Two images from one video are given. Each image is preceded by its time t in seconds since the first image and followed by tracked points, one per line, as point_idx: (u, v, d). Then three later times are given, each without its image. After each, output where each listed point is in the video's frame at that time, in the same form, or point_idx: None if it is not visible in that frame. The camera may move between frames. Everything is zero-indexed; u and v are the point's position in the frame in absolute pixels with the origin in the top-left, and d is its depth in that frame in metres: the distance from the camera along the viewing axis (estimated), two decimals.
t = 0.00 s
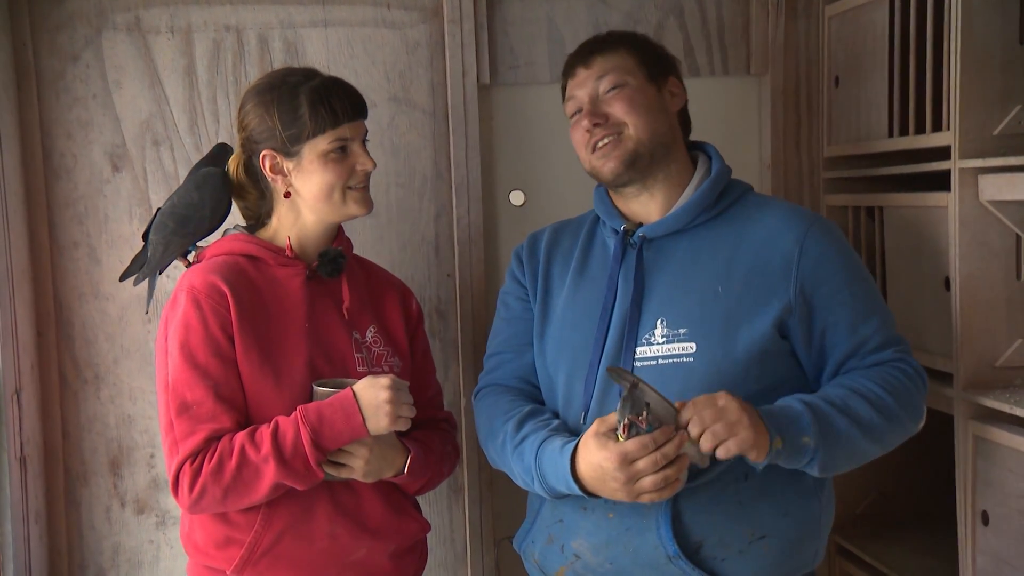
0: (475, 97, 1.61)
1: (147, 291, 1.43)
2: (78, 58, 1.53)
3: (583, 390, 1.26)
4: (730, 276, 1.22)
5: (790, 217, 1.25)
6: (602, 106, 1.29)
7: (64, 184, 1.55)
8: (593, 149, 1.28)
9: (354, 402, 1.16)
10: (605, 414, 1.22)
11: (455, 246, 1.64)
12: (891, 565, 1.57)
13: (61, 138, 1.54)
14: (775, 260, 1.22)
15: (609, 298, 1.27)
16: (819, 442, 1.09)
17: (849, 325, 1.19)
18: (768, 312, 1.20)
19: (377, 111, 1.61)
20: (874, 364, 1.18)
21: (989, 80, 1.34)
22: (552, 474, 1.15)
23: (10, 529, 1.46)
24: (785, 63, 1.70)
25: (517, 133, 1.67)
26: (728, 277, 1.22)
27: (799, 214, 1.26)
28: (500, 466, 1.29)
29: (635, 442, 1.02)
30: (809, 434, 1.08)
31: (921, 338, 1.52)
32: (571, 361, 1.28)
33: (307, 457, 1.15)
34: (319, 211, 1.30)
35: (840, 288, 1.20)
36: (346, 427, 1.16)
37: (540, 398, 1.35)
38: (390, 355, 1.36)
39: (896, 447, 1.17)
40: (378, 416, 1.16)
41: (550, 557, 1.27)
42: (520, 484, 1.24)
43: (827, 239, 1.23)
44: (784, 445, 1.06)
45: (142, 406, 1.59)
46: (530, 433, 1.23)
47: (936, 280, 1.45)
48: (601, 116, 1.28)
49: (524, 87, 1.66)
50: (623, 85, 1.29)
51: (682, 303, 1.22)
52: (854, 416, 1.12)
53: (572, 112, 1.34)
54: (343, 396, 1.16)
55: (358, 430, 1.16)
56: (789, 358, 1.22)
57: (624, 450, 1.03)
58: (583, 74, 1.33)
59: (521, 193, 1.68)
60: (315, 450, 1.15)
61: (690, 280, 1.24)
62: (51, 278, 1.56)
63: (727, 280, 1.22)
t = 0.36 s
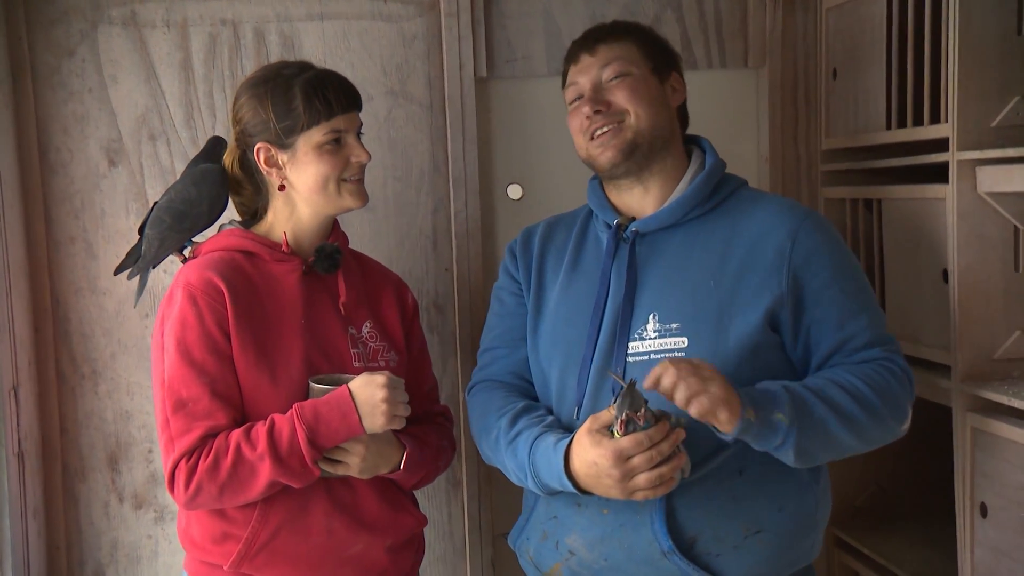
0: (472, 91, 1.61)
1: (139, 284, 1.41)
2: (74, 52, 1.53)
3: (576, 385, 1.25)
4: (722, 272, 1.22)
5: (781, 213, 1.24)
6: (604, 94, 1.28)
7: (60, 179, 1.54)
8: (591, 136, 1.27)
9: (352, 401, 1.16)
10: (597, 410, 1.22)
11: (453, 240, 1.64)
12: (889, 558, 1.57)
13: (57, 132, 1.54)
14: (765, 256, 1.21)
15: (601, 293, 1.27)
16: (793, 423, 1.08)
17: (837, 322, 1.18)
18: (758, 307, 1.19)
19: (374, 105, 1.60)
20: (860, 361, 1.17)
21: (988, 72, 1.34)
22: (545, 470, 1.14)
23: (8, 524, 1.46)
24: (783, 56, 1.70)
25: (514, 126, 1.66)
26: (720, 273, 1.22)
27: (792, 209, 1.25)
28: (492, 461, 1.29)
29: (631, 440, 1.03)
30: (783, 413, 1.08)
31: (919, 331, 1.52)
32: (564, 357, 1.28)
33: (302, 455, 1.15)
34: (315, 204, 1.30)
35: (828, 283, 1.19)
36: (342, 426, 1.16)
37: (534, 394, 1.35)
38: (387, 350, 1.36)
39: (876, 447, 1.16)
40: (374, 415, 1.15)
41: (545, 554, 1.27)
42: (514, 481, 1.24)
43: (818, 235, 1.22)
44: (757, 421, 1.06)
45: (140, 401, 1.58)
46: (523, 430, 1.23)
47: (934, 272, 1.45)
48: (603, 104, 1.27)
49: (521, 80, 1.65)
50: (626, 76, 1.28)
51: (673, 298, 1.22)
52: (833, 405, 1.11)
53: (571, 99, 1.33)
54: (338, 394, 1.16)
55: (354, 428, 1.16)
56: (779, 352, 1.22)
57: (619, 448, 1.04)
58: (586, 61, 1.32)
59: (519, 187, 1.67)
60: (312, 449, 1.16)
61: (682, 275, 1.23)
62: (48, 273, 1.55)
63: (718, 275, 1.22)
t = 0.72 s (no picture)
0: (470, 83, 1.61)
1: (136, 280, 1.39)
2: (71, 46, 1.52)
3: (567, 384, 1.26)
4: (710, 265, 1.22)
5: (769, 202, 1.23)
6: (591, 90, 1.26)
7: (58, 173, 1.54)
8: (578, 135, 1.26)
9: (348, 403, 1.15)
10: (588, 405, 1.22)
11: (452, 233, 1.64)
12: (886, 549, 1.58)
13: (55, 127, 1.53)
14: (751, 247, 1.21)
15: (590, 288, 1.27)
16: (774, 459, 1.10)
17: (822, 314, 1.18)
18: (744, 300, 1.19)
19: (373, 98, 1.60)
20: (844, 356, 1.17)
21: (987, 62, 1.34)
22: (536, 464, 1.14)
23: (8, 518, 1.46)
24: (782, 48, 1.69)
25: (513, 119, 1.66)
26: (708, 265, 1.22)
27: (781, 196, 1.24)
28: (485, 455, 1.29)
29: (616, 435, 1.03)
30: (764, 453, 1.08)
31: (918, 323, 1.52)
32: (554, 352, 1.28)
33: (298, 455, 1.15)
34: (310, 197, 1.29)
35: (814, 275, 1.19)
36: (338, 427, 1.15)
37: (525, 388, 1.35)
38: (385, 344, 1.36)
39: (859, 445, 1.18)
40: (370, 418, 1.15)
41: (539, 548, 1.27)
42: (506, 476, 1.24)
43: (805, 225, 1.21)
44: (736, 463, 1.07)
45: (139, 395, 1.58)
46: (514, 423, 1.23)
47: (934, 264, 1.45)
48: (590, 101, 1.25)
49: (520, 73, 1.65)
50: (614, 71, 1.26)
51: (662, 292, 1.22)
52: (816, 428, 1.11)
53: (557, 90, 1.31)
54: (336, 394, 1.16)
55: (350, 430, 1.15)
56: (767, 347, 1.21)
57: (604, 442, 1.04)
58: (572, 52, 1.29)
59: (518, 180, 1.67)
60: (307, 449, 1.16)
61: (671, 268, 1.23)
62: (46, 267, 1.55)
63: (706, 268, 1.22)
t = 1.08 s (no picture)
0: (473, 84, 1.61)
1: (137, 279, 1.41)
2: (75, 45, 1.52)
3: (573, 383, 1.26)
4: (717, 269, 1.22)
5: (773, 207, 1.23)
6: (597, 119, 1.24)
7: (62, 172, 1.54)
8: (590, 164, 1.26)
9: (345, 404, 1.15)
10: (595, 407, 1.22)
11: (454, 233, 1.64)
12: (888, 550, 1.58)
13: (58, 126, 1.53)
14: (757, 251, 1.21)
15: (596, 293, 1.27)
16: (772, 478, 1.11)
17: (826, 318, 1.19)
18: (748, 304, 1.19)
19: (375, 98, 1.60)
20: (848, 361, 1.18)
21: (990, 64, 1.33)
22: (534, 448, 1.15)
23: (9, 516, 1.46)
24: (785, 50, 1.69)
25: (516, 119, 1.66)
26: (715, 270, 1.22)
27: (786, 199, 1.25)
28: (488, 456, 1.29)
29: (612, 422, 1.03)
30: (762, 474, 1.10)
31: (920, 325, 1.52)
32: (559, 356, 1.28)
33: (295, 455, 1.15)
34: (309, 196, 1.30)
35: (819, 278, 1.19)
36: (335, 427, 1.15)
37: (529, 389, 1.35)
38: (386, 344, 1.35)
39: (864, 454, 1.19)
40: (364, 417, 1.14)
41: (545, 552, 1.27)
42: (508, 472, 1.24)
43: (810, 229, 1.21)
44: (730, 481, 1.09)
45: (141, 395, 1.58)
46: (517, 413, 1.23)
47: (936, 266, 1.45)
48: (598, 132, 1.23)
49: (523, 73, 1.65)
50: (618, 96, 1.23)
51: (669, 295, 1.22)
52: (818, 444, 1.12)
53: (559, 113, 1.28)
54: (333, 395, 1.15)
55: (346, 430, 1.15)
56: (772, 349, 1.22)
57: (600, 424, 1.04)
58: (574, 79, 1.25)
59: (520, 180, 1.67)
60: (305, 450, 1.15)
61: (677, 271, 1.23)
62: (49, 266, 1.55)
63: (713, 272, 1.22)
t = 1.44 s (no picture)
0: (472, 96, 1.61)
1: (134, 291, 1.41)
2: (74, 55, 1.53)
3: (578, 383, 1.25)
4: (724, 272, 1.23)
5: (779, 216, 1.25)
6: (616, 124, 1.25)
7: (60, 182, 1.54)
8: (606, 167, 1.27)
9: (327, 412, 1.14)
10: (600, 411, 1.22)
11: (452, 245, 1.64)
12: (884, 562, 1.58)
13: (57, 136, 1.54)
14: (764, 257, 1.22)
15: (604, 295, 1.27)
16: (772, 459, 1.10)
17: (828, 325, 1.19)
18: (756, 307, 1.19)
19: (374, 109, 1.61)
20: (849, 368, 1.18)
21: (987, 79, 1.34)
22: (544, 449, 1.14)
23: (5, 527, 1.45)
24: (782, 63, 1.70)
25: (514, 131, 1.66)
26: (722, 274, 1.23)
27: (792, 212, 1.26)
28: (487, 454, 1.28)
29: (624, 428, 1.02)
30: (762, 452, 1.09)
31: (918, 338, 1.52)
32: (565, 356, 1.27)
33: (274, 465, 1.14)
34: (300, 204, 1.29)
35: (823, 286, 1.20)
36: (313, 434, 1.14)
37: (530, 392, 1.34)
38: (382, 355, 1.35)
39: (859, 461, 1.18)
40: (345, 429, 1.14)
41: (544, 555, 1.27)
42: (511, 470, 1.24)
43: (816, 239, 1.23)
44: (732, 462, 1.08)
45: (137, 405, 1.58)
46: (521, 414, 1.22)
47: (933, 279, 1.45)
48: (617, 136, 1.25)
49: (522, 86, 1.66)
50: (638, 104, 1.25)
51: (676, 298, 1.23)
52: (817, 433, 1.11)
53: (578, 119, 1.30)
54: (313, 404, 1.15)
55: (324, 438, 1.14)
56: (777, 353, 1.22)
57: (612, 432, 1.03)
58: (595, 85, 1.27)
59: (518, 192, 1.67)
60: (284, 455, 1.15)
61: (683, 276, 1.24)
62: (47, 276, 1.55)
63: (720, 276, 1.22)
